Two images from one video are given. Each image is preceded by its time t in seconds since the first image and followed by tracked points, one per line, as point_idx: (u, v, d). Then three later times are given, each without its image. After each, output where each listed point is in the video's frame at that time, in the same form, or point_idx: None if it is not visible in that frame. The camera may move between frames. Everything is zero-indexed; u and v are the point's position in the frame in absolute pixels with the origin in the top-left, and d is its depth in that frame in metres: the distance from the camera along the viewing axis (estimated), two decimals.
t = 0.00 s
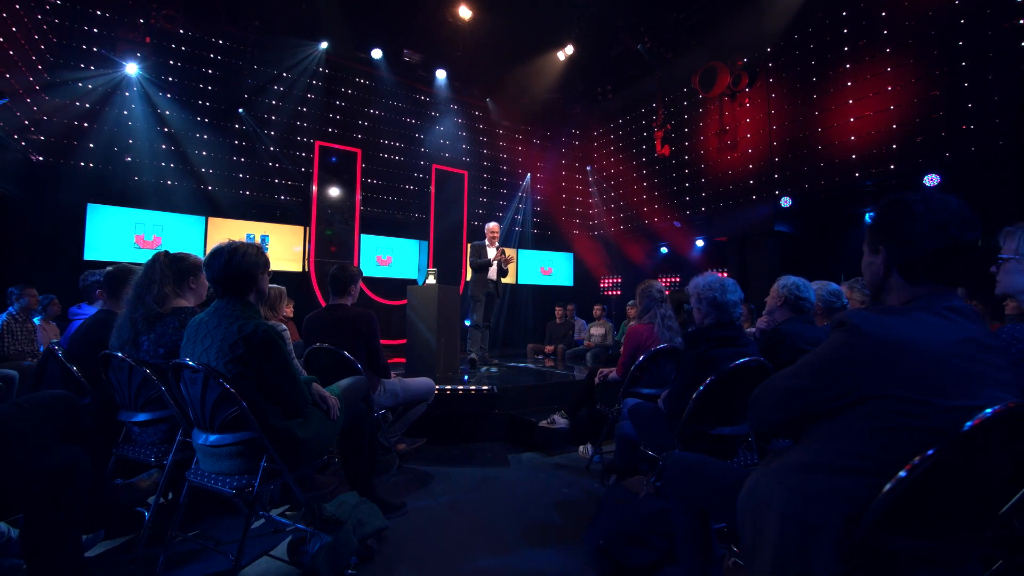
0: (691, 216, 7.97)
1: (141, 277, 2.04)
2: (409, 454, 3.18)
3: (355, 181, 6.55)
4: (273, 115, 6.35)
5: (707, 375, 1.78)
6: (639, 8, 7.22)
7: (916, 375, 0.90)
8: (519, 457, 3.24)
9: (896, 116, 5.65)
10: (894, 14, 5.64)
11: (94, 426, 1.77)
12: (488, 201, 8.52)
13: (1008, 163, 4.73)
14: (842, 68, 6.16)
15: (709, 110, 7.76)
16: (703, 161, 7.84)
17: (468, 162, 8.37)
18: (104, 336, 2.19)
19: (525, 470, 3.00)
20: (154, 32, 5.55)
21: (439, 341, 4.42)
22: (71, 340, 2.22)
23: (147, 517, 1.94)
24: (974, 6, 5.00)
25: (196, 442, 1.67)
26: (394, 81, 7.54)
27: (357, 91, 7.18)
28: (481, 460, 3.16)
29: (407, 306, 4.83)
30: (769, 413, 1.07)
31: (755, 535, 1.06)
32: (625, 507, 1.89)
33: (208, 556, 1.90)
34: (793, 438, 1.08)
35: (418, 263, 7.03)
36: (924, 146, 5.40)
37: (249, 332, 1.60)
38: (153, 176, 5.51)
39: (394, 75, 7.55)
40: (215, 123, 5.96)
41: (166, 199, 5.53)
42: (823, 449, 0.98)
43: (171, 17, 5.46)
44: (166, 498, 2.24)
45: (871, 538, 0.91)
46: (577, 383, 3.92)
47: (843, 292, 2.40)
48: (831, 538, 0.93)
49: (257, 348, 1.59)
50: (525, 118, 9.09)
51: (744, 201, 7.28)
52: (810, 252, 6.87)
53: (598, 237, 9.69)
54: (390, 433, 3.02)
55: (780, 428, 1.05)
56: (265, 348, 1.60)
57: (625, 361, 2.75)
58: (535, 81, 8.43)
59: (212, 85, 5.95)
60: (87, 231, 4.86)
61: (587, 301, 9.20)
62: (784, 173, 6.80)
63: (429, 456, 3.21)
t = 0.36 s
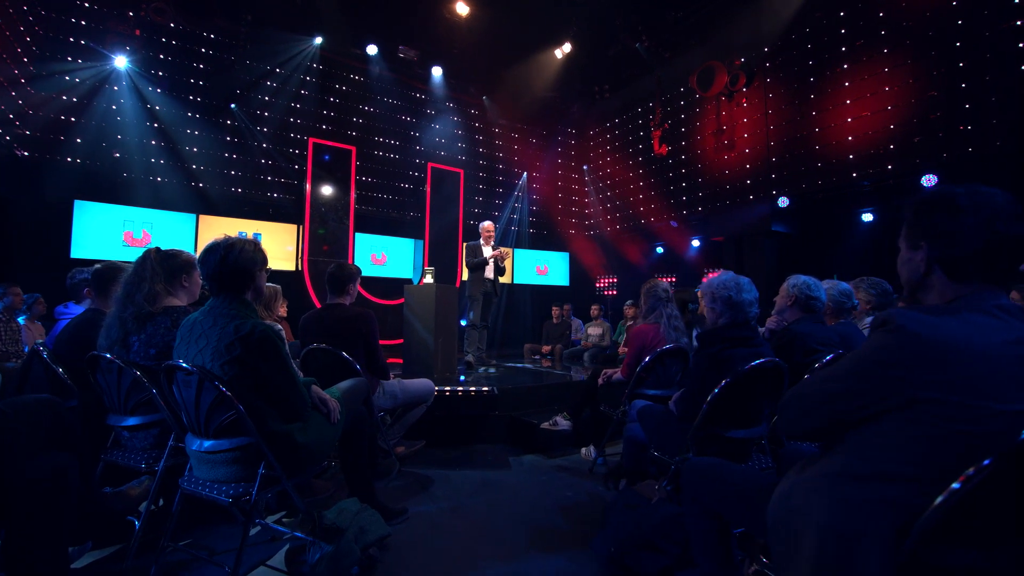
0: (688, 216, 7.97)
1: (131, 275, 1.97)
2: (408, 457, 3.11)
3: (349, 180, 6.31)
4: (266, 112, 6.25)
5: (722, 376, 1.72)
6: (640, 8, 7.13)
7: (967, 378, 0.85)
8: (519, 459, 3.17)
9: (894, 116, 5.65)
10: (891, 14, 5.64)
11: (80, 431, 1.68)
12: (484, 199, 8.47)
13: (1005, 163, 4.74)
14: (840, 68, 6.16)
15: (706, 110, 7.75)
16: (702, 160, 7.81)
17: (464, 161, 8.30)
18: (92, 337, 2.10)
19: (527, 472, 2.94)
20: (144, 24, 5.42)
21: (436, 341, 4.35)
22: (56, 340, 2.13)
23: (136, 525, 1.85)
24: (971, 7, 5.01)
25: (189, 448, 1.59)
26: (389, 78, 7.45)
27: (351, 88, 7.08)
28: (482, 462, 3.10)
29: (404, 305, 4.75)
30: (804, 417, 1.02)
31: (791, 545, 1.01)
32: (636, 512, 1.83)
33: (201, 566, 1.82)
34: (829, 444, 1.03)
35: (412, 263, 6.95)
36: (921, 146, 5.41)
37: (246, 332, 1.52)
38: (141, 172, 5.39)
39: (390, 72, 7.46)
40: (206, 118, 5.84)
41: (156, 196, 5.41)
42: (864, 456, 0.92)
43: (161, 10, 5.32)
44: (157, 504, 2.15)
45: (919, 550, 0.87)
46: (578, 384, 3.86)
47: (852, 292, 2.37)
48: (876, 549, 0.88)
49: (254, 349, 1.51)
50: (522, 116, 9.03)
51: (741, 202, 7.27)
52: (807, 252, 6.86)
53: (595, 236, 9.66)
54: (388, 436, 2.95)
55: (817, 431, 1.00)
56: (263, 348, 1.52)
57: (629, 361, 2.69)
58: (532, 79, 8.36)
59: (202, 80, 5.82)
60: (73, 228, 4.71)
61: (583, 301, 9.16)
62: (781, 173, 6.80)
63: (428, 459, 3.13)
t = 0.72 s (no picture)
0: (684, 216, 7.96)
1: (119, 273, 1.88)
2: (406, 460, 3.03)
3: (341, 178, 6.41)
4: (257, 108, 6.12)
5: (736, 378, 1.68)
6: (637, 7, 7.09)
7: (1016, 381, 0.82)
8: (519, 462, 3.11)
9: (889, 117, 5.66)
10: (886, 15, 5.66)
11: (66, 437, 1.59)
12: (479, 198, 8.42)
13: (999, 165, 4.77)
14: (835, 68, 6.17)
15: (701, 110, 7.75)
16: (699, 159, 7.79)
17: (459, 159, 8.23)
18: (77, 337, 2.00)
19: (528, 476, 2.88)
20: (130, 16, 5.29)
21: (433, 341, 4.28)
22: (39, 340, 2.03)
23: (125, 536, 1.76)
24: (965, 10, 5.03)
25: (182, 455, 1.51)
26: (383, 75, 7.36)
27: (344, 85, 6.98)
28: (481, 466, 3.03)
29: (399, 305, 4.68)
30: (839, 422, 1.00)
31: (830, 558, 0.97)
32: (647, 519, 1.77)
33: None
34: (867, 450, 1.00)
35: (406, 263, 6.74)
36: (916, 147, 5.42)
37: (242, 332, 1.44)
38: (127, 168, 5.23)
39: (384, 69, 7.37)
40: (195, 114, 5.70)
41: (145, 193, 5.28)
42: (907, 464, 0.89)
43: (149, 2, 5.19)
44: (146, 512, 2.06)
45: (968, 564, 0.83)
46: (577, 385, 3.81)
47: (860, 292, 2.36)
48: (923, 562, 0.84)
49: (250, 351, 1.43)
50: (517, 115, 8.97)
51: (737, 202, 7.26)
52: (802, 253, 6.88)
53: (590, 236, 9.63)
54: (385, 440, 2.87)
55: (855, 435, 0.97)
56: (260, 351, 1.44)
57: (632, 363, 2.64)
58: (527, 77, 8.30)
59: (191, 74, 5.70)
60: (58, 226, 4.55)
61: (578, 301, 9.12)
62: (776, 173, 6.80)
63: (426, 462, 3.06)
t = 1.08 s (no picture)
0: (679, 216, 7.95)
1: (106, 271, 1.80)
2: (403, 464, 2.96)
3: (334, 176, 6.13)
4: (247, 103, 5.99)
5: (751, 380, 1.63)
6: (633, 6, 7.07)
7: None
8: (520, 465, 3.05)
9: (885, 118, 5.67)
10: (883, 16, 5.67)
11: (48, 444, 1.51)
12: (475, 197, 8.35)
13: (994, 167, 4.79)
14: (831, 69, 6.17)
15: (697, 109, 7.73)
16: (695, 160, 7.78)
17: (454, 158, 8.16)
18: (60, 338, 1.91)
19: (529, 480, 2.81)
20: (117, 7, 5.15)
21: (429, 342, 4.20)
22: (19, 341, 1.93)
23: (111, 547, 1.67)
24: (960, 11, 5.05)
25: (173, 463, 1.43)
26: (377, 72, 7.25)
27: (337, 81, 6.86)
28: (481, 469, 2.96)
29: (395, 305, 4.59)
30: (872, 428, 0.94)
31: (867, 570, 0.92)
32: (658, 526, 1.72)
33: None
34: (902, 457, 0.95)
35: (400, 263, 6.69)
36: (912, 148, 5.44)
37: (237, 332, 1.36)
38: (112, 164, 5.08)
39: (379, 65, 7.27)
40: (184, 109, 5.56)
41: (132, 190, 5.14)
42: (951, 472, 0.84)
43: None
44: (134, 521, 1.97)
45: None
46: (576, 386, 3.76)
47: (871, 290, 2.38)
48: None
49: (246, 353, 1.36)
50: (513, 113, 8.90)
51: (733, 202, 7.25)
52: (797, 253, 6.88)
53: (586, 236, 9.61)
54: (382, 443, 2.79)
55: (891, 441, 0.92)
56: (257, 352, 1.36)
57: (636, 364, 2.59)
58: (522, 75, 8.24)
59: (180, 69, 5.56)
60: (42, 224, 4.43)
61: (573, 301, 9.08)
62: (772, 173, 6.80)
63: (424, 466, 2.99)
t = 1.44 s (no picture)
0: (675, 216, 7.95)
1: (90, 268, 1.71)
2: (400, 468, 2.88)
3: (326, 175, 6.03)
4: (236, 99, 5.85)
5: (767, 382, 1.59)
6: (629, 5, 7.04)
7: None
8: (520, 468, 2.99)
9: (880, 119, 5.69)
10: (877, 18, 5.68)
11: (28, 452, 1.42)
12: (469, 196, 8.28)
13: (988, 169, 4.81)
14: (827, 70, 6.18)
15: (693, 109, 7.72)
16: (689, 160, 7.77)
17: (449, 156, 8.08)
18: (41, 339, 1.82)
19: (529, 483, 2.75)
20: None
21: (425, 342, 4.12)
22: None
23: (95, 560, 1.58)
24: (955, 13, 5.07)
25: (162, 472, 1.34)
26: (370, 68, 7.15)
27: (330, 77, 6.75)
28: (480, 473, 2.90)
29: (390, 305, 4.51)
30: (909, 435, 0.89)
31: None
32: (669, 533, 1.66)
33: None
34: (942, 465, 0.89)
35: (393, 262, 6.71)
36: (906, 149, 5.46)
37: (230, 333, 1.28)
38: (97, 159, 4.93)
39: (373, 62, 7.17)
40: (171, 103, 5.43)
41: (117, 186, 5.00)
42: (999, 482, 0.79)
43: None
44: (120, 531, 1.88)
45: None
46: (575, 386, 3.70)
47: (878, 288, 2.36)
48: None
49: (241, 355, 1.28)
50: (507, 112, 8.84)
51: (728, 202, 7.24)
52: (791, 253, 6.90)
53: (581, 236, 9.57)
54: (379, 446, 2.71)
55: (931, 448, 0.87)
56: (253, 355, 1.29)
57: (639, 366, 2.54)
58: (518, 74, 8.17)
59: (168, 63, 5.43)
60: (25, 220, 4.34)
61: (567, 301, 9.05)
62: (767, 173, 6.79)
63: (421, 469, 2.92)
